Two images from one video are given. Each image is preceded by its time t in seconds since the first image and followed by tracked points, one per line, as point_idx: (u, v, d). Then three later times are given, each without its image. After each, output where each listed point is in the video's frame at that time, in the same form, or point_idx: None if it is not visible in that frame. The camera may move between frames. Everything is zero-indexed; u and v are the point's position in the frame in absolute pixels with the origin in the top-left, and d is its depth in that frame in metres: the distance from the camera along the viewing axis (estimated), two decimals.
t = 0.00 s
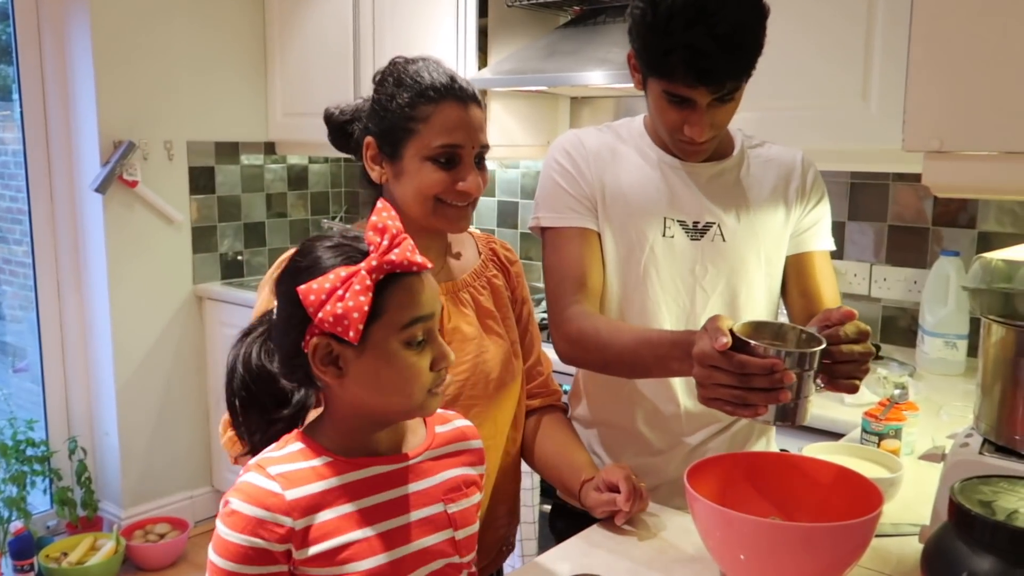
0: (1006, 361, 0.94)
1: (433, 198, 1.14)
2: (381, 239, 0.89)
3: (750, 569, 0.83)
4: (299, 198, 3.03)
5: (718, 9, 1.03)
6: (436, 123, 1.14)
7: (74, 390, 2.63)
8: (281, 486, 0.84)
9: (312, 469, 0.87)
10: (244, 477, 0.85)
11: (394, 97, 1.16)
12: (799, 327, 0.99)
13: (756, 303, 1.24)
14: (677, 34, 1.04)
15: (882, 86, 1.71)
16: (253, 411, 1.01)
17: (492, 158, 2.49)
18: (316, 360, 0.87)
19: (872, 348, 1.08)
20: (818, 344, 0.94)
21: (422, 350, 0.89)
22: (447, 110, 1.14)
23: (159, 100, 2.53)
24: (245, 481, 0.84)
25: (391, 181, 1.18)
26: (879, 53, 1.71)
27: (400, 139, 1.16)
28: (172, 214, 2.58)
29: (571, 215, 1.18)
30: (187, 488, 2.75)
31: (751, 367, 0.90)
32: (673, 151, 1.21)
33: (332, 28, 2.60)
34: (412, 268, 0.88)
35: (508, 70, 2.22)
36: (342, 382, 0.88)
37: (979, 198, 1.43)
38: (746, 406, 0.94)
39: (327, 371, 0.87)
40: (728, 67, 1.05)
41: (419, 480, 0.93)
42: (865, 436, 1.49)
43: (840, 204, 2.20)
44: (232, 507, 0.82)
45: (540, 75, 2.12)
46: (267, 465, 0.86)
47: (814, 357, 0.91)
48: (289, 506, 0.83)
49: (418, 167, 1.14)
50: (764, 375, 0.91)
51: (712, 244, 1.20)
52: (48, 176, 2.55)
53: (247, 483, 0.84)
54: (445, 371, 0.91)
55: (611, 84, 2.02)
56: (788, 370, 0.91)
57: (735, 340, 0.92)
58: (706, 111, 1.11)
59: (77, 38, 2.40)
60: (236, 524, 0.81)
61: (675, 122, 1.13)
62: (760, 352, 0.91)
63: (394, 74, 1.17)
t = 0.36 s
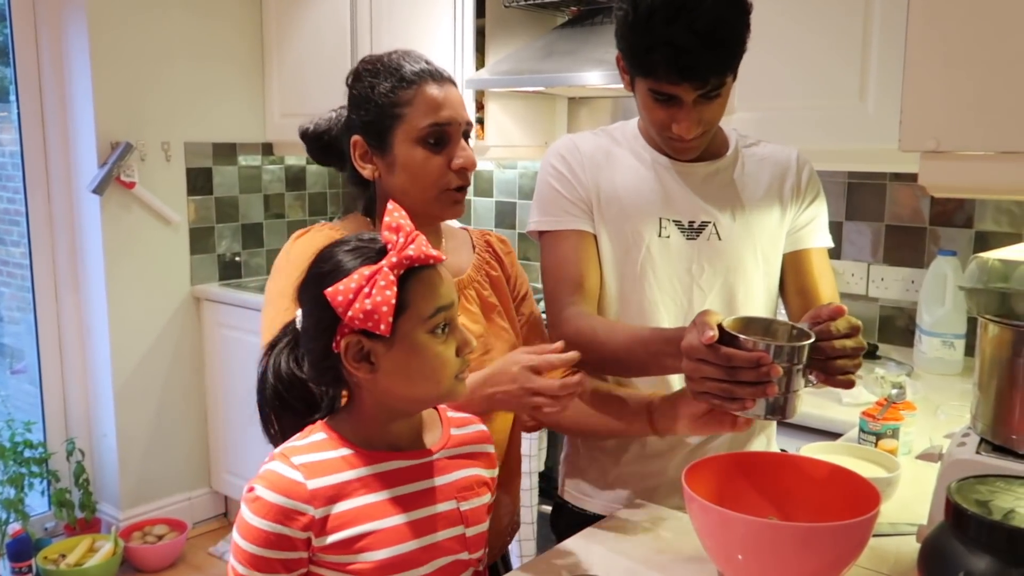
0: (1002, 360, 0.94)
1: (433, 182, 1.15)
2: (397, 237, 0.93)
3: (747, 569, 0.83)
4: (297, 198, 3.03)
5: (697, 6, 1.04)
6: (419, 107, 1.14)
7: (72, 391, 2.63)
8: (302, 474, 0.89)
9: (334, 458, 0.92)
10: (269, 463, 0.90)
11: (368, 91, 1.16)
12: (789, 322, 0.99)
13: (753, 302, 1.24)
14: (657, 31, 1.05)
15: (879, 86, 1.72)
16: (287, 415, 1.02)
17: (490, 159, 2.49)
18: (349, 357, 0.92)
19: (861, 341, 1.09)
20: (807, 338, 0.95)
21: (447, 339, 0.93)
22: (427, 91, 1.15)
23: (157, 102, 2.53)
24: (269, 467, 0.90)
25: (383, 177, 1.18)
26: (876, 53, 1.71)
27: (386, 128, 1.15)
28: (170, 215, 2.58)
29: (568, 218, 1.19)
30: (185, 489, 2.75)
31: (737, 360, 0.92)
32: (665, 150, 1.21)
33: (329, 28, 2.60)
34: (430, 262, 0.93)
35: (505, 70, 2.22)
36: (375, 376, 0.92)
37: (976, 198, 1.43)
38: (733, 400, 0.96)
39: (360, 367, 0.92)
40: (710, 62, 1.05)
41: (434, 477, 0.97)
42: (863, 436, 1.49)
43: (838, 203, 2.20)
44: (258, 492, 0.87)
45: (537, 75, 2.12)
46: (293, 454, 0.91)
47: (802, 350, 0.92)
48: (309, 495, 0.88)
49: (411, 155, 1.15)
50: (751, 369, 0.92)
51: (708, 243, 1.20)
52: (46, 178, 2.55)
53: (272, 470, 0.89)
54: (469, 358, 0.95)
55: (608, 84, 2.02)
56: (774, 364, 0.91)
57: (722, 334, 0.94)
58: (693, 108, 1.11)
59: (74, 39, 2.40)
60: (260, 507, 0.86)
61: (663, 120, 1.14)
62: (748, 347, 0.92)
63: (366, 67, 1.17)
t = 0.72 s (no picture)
0: (1001, 360, 0.94)
1: (471, 179, 1.15)
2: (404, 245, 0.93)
3: (747, 569, 0.83)
4: (295, 198, 3.03)
5: None
6: (446, 108, 1.13)
7: (70, 391, 2.63)
8: (313, 489, 0.89)
9: (342, 470, 0.92)
10: (275, 477, 0.89)
11: (391, 99, 1.15)
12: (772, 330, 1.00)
13: (756, 300, 1.24)
14: (662, 25, 1.06)
15: (878, 86, 1.72)
16: (282, 421, 1.04)
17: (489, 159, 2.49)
18: (357, 370, 0.92)
19: (845, 335, 1.09)
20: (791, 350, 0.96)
21: (455, 347, 0.94)
22: (452, 90, 1.14)
23: (156, 103, 2.53)
24: (278, 482, 0.88)
25: (419, 183, 1.18)
26: (875, 54, 1.71)
27: (416, 135, 1.14)
28: (168, 215, 2.58)
29: (570, 211, 1.19)
30: (183, 489, 2.74)
31: (724, 372, 0.93)
32: (670, 148, 1.21)
33: (328, 28, 2.60)
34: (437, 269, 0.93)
35: (504, 71, 2.23)
36: (383, 388, 0.92)
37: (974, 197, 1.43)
38: (719, 411, 0.96)
39: (368, 379, 0.92)
40: (714, 55, 1.06)
41: (435, 485, 0.98)
42: (862, 436, 1.49)
43: (837, 203, 2.21)
44: (268, 509, 0.86)
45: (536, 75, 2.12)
46: (302, 468, 0.91)
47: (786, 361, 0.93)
48: (320, 510, 0.88)
49: (445, 156, 1.14)
50: (737, 381, 0.93)
51: (710, 239, 1.20)
52: (44, 178, 2.55)
53: (283, 484, 0.88)
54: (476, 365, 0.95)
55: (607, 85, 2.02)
56: (761, 375, 0.92)
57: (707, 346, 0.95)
58: (697, 103, 1.11)
59: (72, 39, 2.40)
60: (272, 524, 0.85)
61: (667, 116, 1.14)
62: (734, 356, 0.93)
63: (386, 77, 1.15)
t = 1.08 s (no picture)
0: (1000, 360, 0.94)
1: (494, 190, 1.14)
2: (393, 271, 0.91)
3: (746, 569, 0.83)
4: (294, 199, 3.03)
5: None
6: (467, 118, 1.12)
7: (69, 391, 2.63)
8: (303, 522, 0.89)
9: (327, 498, 0.92)
10: (261, 512, 0.87)
11: (411, 108, 1.13)
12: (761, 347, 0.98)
13: (754, 297, 1.25)
14: (665, 14, 1.09)
15: (876, 86, 1.72)
16: (240, 442, 1.04)
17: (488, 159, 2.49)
18: (337, 403, 0.90)
19: (820, 337, 1.08)
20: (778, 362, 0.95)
21: (438, 374, 0.94)
22: (473, 101, 1.12)
23: (155, 102, 2.53)
24: (269, 517, 0.87)
25: (441, 192, 1.17)
26: (874, 53, 1.71)
27: (436, 145, 1.13)
28: (167, 215, 2.58)
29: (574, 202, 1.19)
30: (182, 490, 2.74)
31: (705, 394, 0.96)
32: (676, 146, 1.22)
33: (327, 28, 2.59)
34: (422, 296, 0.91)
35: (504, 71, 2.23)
36: (364, 418, 0.92)
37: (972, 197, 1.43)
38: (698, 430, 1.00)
39: (349, 411, 0.91)
40: (717, 43, 1.09)
41: (402, 507, 1.00)
42: (861, 436, 1.49)
43: (836, 204, 2.21)
44: (261, 549, 0.84)
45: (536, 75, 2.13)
46: (287, 502, 0.89)
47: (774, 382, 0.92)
48: (316, 542, 0.89)
49: (466, 167, 1.13)
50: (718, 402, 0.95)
51: (709, 236, 1.21)
52: (43, 178, 2.55)
53: (273, 520, 0.87)
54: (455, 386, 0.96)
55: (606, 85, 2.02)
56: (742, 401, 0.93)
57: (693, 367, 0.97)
58: (701, 93, 1.13)
59: (70, 39, 2.41)
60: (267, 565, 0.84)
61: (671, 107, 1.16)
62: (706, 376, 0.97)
63: (405, 86, 1.13)
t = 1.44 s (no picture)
0: (998, 360, 0.94)
1: (465, 196, 1.12)
2: (362, 298, 0.89)
3: (745, 569, 0.84)
4: (293, 199, 3.03)
5: None
6: (446, 122, 1.11)
7: (67, 392, 2.62)
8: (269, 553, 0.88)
9: (294, 522, 0.92)
10: (224, 545, 0.86)
11: (402, 103, 1.14)
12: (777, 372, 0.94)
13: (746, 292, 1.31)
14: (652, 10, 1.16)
15: (875, 86, 1.72)
16: (196, 461, 1.03)
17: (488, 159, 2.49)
18: (299, 432, 0.91)
19: (817, 332, 1.14)
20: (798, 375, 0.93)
21: (405, 400, 0.96)
22: (454, 105, 1.10)
23: (153, 102, 2.52)
24: (235, 553, 0.86)
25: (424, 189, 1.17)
26: (872, 53, 1.72)
27: (419, 143, 1.14)
28: (166, 216, 2.58)
29: (579, 193, 1.25)
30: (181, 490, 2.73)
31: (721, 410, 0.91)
32: (673, 147, 1.29)
33: (326, 28, 2.59)
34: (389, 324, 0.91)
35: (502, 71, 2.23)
36: (325, 444, 0.93)
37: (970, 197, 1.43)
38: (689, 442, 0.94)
39: (312, 440, 0.91)
40: (703, 33, 1.15)
41: (361, 532, 0.99)
42: (858, 436, 1.49)
43: (835, 203, 2.21)
44: None
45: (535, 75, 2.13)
46: (251, 532, 0.88)
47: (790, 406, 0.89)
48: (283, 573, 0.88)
49: (441, 169, 1.12)
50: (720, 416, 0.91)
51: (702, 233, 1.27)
52: (41, 178, 2.54)
53: (238, 553, 0.86)
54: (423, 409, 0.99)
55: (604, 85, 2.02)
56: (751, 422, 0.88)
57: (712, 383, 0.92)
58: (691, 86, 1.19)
59: (68, 39, 2.40)
60: None
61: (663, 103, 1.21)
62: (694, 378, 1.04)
63: (401, 81, 1.15)
